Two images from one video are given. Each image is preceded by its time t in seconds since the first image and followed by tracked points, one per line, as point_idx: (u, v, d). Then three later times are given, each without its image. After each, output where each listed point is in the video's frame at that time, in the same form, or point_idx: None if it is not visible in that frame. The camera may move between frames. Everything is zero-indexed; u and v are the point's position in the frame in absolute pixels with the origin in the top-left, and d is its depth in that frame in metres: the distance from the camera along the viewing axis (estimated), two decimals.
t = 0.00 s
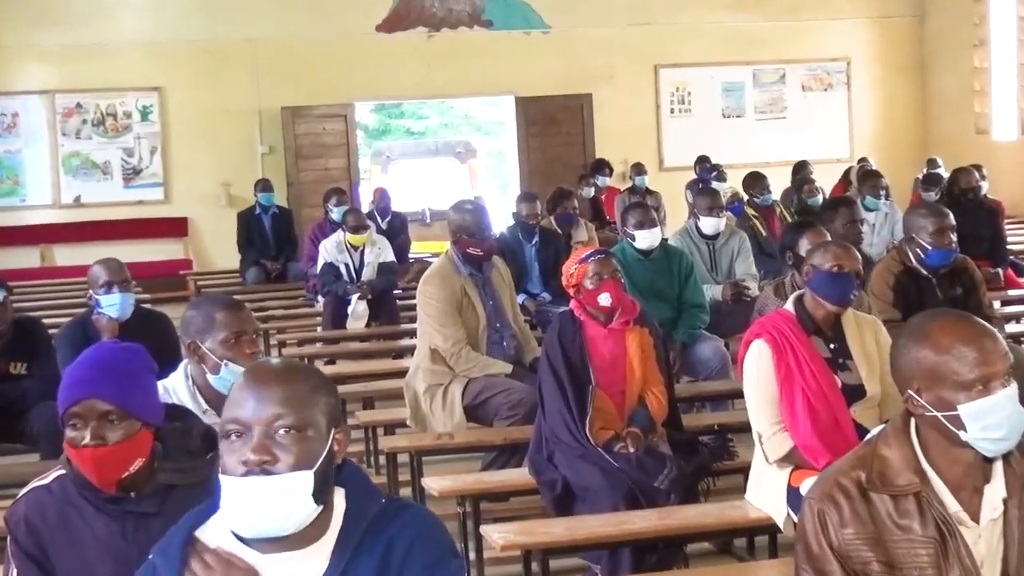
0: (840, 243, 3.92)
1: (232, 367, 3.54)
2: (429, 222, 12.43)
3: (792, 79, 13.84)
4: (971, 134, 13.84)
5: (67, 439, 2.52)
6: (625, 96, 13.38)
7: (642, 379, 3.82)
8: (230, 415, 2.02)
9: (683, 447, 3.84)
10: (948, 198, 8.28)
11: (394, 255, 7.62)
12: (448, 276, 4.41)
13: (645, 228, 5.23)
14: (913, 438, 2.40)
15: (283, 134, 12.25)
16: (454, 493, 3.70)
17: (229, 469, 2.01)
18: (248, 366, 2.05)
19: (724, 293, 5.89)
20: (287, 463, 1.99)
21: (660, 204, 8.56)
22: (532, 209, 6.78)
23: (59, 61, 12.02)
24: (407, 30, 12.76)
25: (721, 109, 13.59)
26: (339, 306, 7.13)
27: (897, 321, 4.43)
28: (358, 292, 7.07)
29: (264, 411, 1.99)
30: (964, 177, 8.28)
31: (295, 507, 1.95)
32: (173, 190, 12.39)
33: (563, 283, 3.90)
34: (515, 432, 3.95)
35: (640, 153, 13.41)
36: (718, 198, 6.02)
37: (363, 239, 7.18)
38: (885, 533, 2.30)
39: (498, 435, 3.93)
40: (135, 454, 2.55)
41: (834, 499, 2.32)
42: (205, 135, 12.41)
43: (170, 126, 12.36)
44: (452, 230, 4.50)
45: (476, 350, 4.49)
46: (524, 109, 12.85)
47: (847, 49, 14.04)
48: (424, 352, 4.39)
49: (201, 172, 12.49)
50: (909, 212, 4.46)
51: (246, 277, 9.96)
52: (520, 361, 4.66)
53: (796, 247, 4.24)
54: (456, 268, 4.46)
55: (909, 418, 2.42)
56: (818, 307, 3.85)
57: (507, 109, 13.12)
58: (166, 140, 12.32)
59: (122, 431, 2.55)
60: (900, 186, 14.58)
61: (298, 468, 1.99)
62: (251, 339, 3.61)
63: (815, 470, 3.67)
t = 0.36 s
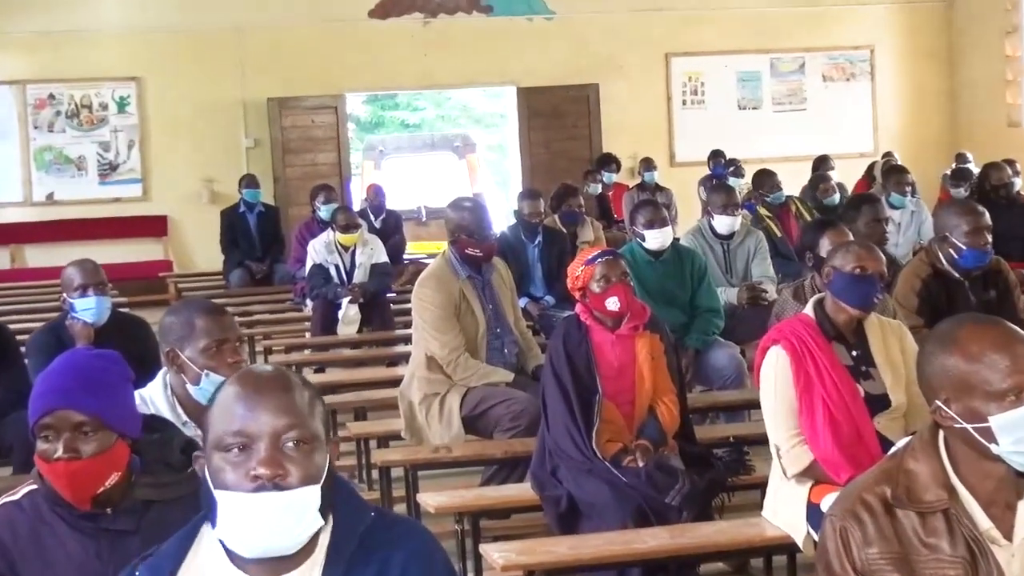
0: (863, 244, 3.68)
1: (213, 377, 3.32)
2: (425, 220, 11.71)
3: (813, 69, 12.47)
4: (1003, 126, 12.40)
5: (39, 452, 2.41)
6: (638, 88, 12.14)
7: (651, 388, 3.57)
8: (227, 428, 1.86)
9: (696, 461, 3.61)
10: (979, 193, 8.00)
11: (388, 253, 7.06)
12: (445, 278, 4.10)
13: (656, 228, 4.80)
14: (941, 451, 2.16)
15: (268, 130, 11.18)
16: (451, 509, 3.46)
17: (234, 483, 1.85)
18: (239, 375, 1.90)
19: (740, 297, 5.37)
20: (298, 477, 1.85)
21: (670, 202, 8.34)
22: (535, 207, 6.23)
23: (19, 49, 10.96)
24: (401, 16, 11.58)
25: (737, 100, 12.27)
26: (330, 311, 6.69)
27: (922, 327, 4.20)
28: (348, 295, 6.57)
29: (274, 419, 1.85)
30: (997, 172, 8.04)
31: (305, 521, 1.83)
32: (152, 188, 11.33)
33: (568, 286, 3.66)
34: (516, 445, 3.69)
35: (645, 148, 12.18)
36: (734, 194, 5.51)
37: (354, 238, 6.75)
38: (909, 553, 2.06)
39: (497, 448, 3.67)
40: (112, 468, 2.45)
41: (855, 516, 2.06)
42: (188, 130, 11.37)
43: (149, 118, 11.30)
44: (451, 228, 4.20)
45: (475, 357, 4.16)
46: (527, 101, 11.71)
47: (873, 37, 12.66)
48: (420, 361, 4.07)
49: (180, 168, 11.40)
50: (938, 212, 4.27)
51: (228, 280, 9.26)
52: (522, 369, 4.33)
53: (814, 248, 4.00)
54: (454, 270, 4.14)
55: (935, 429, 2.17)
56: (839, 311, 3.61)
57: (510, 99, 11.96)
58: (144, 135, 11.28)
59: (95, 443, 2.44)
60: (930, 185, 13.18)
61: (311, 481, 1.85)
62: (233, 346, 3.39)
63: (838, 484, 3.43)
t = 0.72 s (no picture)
0: (900, 243, 3.45)
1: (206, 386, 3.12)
2: (432, 218, 10.80)
3: (845, 56, 11.86)
4: None
5: (23, 464, 2.26)
6: (659, 79, 11.50)
7: (674, 397, 3.34)
8: (215, 451, 1.72)
9: (723, 474, 3.37)
10: None
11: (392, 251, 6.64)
12: (454, 279, 3.75)
13: (678, 224, 4.48)
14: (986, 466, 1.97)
15: (266, 120, 10.57)
16: (462, 525, 3.23)
17: (233, 509, 1.71)
18: (219, 394, 1.76)
19: (770, 298, 4.89)
20: (298, 495, 1.71)
21: (695, 198, 8.23)
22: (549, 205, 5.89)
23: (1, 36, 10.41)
24: None
25: (766, 89, 11.62)
26: (331, 313, 6.20)
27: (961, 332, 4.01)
28: (351, 297, 6.15)
29: (267, 435, 1.72)
30: None
31: (307, 540, 1.70)
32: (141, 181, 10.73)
33: (585, 288, 3.43)
34: (532, 455, 3.46)
35: (671, 141, 11.52)
36: (761, 189, 5.04)
37: (357, 235, 6.25)
38: None
39: (511, 460, 3.43)
40: (102, 481, 2.29)
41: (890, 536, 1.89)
42: (178, 121, 10.78)
43: (137, 111, 10.72)
44: (459, 225, 3.87)
45: (487, 363, 3.82)
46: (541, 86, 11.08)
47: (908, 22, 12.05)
48: (427, 367, 3.74)
49: (174, 160, 10.79)
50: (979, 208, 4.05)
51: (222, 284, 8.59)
52: (536, 376, 3.98)
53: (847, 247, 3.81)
54: (463, 270, 3.80)
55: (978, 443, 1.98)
56: (874, 313, 3.37)
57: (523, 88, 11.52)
58: (132, 128, 10.69)
59: (83, 454, 2.28)
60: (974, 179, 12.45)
61: (311, 497, 1.72)
62: (228, 355, 3.19)
63: (875, 499, 3.18)
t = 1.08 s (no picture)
0: (935, 243, 3.23)
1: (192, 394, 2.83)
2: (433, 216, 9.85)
3: (874, 43, 11.01)
4: None
5: None
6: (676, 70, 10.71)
7: (691, 408, 3.11)
8: (190, 476, 1.54)
9: (745, 491, 3.15)
10: None
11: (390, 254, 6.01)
12: (455, 282, 3.43)
13: (696, 224, 4.07)
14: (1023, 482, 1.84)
15: (254, 111, 9.80)
16: (463, 547, 3.01)
17: (215, 539, 1.53)
18: (188, 413, 1.57)
19: (795, 303, 4.46)
20: (285, 516, 1.54)
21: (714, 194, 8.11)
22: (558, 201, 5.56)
23: None
24: None
25: (789, 79, 10.80)
26: (324, 319, 5.71)
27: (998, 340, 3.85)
28: (346, 302, 5.63)
29: (246, 456, 1.53)
30: None
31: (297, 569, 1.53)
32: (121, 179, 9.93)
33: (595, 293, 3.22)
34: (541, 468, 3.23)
35: (689, 136, 10.76)
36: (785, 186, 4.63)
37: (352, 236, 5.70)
38: None
39: (519, 476, 3.20)
40: (81, 502, 2.20)
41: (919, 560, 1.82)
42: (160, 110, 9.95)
43: (116, 102, 9.91)
44: (460, 223, 3.54)
45: (492, 374, 3.49)
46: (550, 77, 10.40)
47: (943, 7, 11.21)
48: (427, 378, 3.44)
49: (155, 157, 9.98)
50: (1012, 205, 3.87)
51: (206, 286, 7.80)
52: (544, 386, 3.66)
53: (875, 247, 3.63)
54: (465, 273, 3.48)
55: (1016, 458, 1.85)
56: (907, 319, 3.13)
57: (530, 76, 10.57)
58: (112, 121, 9.89)
59: (61, 470, 2.19)
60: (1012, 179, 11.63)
61: (298, 517, 1.55)
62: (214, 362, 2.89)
63: (908, 517, 2.95)
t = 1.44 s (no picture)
0: (975, 245, 3.00)
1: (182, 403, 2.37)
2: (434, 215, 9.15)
3: (910, 28, 10.30)
4: None
5: None
6: (693, 58, 9.95)
7: (712, 422, 2.89)
8: (185, 502, 1.40)
9: (770, 512, 2.92)
10: None
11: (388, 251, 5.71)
12: (458, 286, 3.18)
13: (718, 223, 3.68)
14: None
15: (242, 104, 9.03)
16: (466, 572, 2.80)
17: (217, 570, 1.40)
18: (177, 434, 1.43)
19: (823, 311, 4.04)
20: (288, 541, 1.40)
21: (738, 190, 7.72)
22: (569, 199, 4.88)
23: None
24: None
25: (818, 67, 10.11)
26: (317, 326, 5.16)
27: None
28: (340, 308, 5.13)
29: (243, 476, 1.40)
30: None
31: None
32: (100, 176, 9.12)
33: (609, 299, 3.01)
34: (552, 485, 3.02)
35: (712, 128, 9.99)
36: (814, 184, 4.21)
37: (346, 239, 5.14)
38: None
39: (527, 495, 2.98)
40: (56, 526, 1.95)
41: None
42: (139, 101, 9.14)
43: (96, 89, 9.09)
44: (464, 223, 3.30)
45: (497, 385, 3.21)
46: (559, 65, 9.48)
47: None
48: (429, 389, 3.17)
49: (137, 151, 9.18)
50: None
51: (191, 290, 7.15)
52: (555, 401, 3.36)
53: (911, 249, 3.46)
54: (469, 276, 3.22)
55: None
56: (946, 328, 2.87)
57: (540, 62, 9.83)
58: (91, 112, 9.08)
59: (36, 489, 1.94)
60: None
61: (302, 540, 1.41)
62: (209, 366, 2.43)
63: (944, 539, 2.66)
